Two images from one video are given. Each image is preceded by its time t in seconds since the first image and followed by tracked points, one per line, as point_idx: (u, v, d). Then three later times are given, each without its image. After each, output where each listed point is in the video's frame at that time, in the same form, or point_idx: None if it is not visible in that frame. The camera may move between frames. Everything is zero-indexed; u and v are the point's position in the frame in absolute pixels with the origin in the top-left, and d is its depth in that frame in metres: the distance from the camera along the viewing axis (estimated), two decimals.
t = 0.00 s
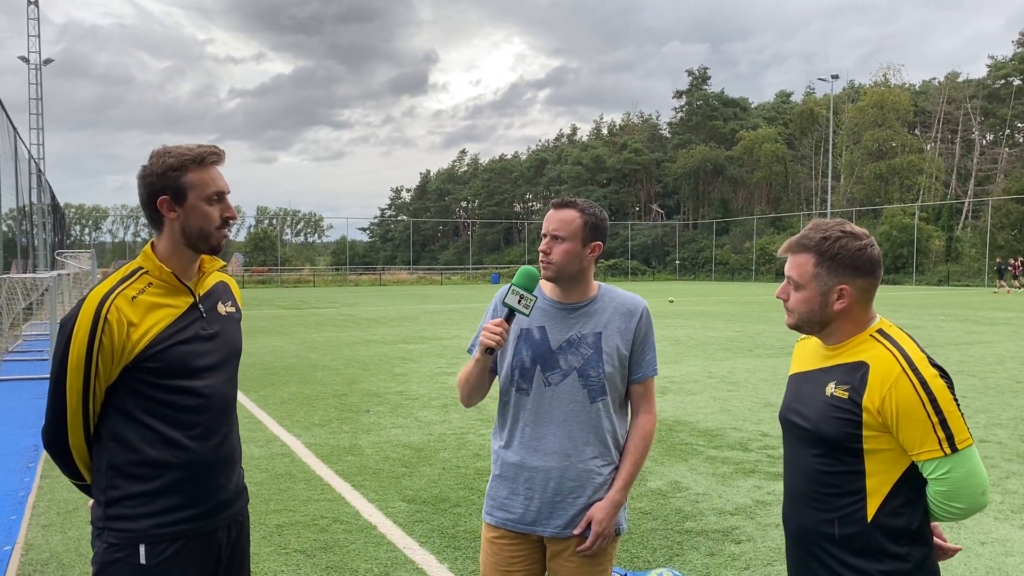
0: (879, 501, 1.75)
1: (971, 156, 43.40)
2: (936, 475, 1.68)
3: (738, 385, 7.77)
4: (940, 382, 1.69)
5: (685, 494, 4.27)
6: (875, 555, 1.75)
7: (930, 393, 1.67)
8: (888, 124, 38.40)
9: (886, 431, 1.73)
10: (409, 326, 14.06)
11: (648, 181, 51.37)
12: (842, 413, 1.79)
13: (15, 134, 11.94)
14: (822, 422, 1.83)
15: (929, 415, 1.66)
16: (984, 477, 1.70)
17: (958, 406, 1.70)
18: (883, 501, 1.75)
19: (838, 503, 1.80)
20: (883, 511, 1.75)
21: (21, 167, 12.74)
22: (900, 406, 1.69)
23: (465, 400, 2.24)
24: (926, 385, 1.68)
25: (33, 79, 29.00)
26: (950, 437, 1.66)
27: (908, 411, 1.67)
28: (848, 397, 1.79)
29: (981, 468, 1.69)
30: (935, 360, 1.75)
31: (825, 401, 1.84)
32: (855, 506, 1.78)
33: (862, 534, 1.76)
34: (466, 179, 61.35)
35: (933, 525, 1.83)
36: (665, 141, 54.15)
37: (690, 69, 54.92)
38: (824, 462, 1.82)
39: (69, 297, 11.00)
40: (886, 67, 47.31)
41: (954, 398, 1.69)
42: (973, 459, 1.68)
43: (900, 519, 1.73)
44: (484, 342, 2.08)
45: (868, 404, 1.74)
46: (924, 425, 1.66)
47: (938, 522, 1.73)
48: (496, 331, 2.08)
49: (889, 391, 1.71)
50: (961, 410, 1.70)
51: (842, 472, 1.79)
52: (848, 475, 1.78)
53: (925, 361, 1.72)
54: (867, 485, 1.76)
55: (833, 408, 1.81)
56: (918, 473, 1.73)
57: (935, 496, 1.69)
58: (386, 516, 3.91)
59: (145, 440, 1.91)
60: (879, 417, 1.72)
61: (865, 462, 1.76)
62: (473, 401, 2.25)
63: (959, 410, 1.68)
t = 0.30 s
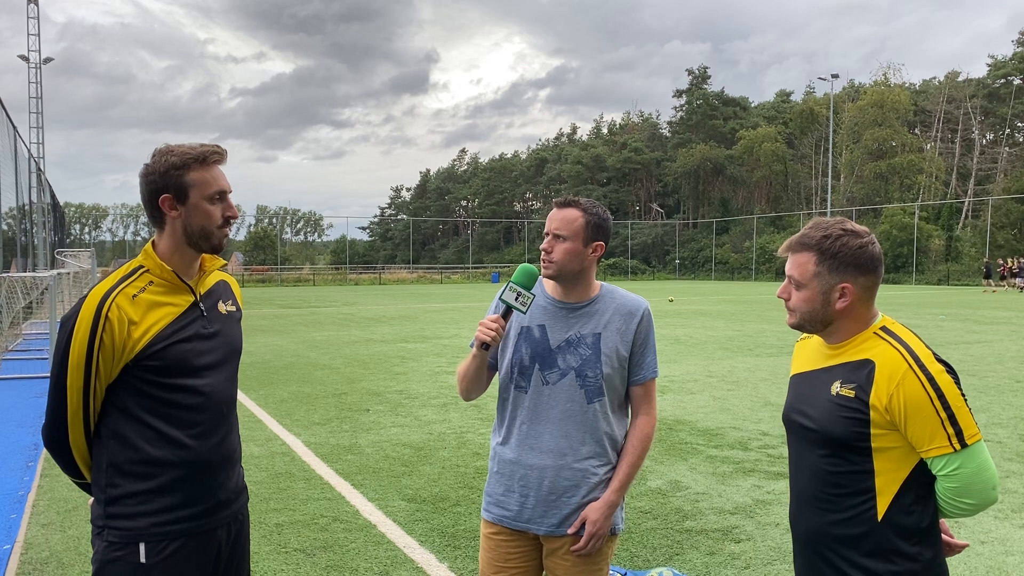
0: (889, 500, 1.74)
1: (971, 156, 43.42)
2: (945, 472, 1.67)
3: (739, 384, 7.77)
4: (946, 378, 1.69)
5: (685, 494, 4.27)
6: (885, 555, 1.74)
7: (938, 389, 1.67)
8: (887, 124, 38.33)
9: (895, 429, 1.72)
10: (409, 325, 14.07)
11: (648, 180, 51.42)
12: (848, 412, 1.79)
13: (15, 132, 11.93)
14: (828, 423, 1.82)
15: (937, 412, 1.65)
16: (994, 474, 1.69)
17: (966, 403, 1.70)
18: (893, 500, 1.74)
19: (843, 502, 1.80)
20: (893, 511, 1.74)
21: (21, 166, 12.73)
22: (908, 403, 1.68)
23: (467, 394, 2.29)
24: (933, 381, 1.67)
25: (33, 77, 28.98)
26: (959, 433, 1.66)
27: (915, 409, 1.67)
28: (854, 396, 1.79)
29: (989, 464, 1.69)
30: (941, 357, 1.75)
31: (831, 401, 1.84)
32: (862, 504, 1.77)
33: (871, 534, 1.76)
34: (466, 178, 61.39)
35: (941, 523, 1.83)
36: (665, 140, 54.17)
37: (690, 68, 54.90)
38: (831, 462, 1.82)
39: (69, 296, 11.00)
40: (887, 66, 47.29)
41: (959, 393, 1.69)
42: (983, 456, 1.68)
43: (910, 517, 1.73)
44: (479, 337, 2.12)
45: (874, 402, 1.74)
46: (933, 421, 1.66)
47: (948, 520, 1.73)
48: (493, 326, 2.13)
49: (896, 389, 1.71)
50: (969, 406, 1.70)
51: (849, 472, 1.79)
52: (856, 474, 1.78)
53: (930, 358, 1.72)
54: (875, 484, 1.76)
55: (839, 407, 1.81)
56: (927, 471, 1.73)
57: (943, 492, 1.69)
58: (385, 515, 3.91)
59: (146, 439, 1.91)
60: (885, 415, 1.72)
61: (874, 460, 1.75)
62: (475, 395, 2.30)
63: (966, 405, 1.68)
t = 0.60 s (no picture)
0: (908, 503, 1.74)
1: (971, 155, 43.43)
2: (965, 474, 1.67)
3: (739, 384, 7.77)
4: (967, 378, 1.69)
5: (685, 493, 4.28)
6: (903, 559, 1.74)
7: (958, 388, 1.67)
8: (887, 123, 38.27)
9: (912, 431, 1.72)
10: (409, 324, 14.05)
11: (647, 179, 51.42)
12: (866, 412, 1.78)
13: (15, 132, 11.94)
14: (846, 424, 1.82)
15: (958, 411, 1.65)
16: (1014, 474, 1.70)
17: (986, 403, 1.70)
18: (911, 503, 1.74)
19: (861, 505, 1.80)
20: (911, 514, 1.74)
21: (20, 165, 12.72)
22: (928, 404, 1.68)
23: (453, 396, 2.26)
24: (954, 380, 1.67)
25: (33, 75, 29.00)
26: (981, 434, 1.65)
27: (935, 409, 1.67)
28: (872, 397, 1.78)
29: (1009, 466, 1.69)
30: (960, 356, 1.75)
31: (848, 402, 1.83)
32: (880, 507, 1.77)
33: (891, 538, 1.75)
34: (466, 176, 61.35)
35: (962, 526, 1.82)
36: (665, 139, 54.13)
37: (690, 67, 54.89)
38: (847, 465, 1.82)
39: (69, 295, 11.01)
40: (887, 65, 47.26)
41: (981, 393, 1.68)
42: (1003, 457, 1.68)
43: (930, 520, 1.73)
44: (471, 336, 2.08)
45: (893, 403, 1.73)
46: (953, 422, 1.66)
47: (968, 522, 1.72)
48: (486, 325, 2.09)
49: (916, 388, 1.71)
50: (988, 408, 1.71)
51: (868, 475, 1.78)
52: (875, 477, 1.77)
53: (950, 357, 1.72)
54: (894, 487, 1.76)
55: (857, 408, 1.81)
56: (946, 472, 1.73)
57: (963, 494, 1.69)
58: (385, 514, 3.91)
59: (146, 438, 1.91)
60: (904, 416, 1.72)
61: (892, 462, 1.75)
62: (460, 397, 2.28)
63: (987, 405, 1.68)
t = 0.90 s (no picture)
0: (930, 513, 1.73)
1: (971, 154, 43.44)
2: (990, 485, 1.64)
3: (738, 383, 7.78)
4: (990, 386, 1.66)
5: (685, 492, 4.28)
6: (923, 568, 1.73)
7: (978, 396, 1.64)
8: (887, 123, 38.32)
9: (935, 439, 1.70)
10: (408, 323, 14.06)
11: (647, 178, 51.43)
12: (885, 420, 1.78)
13: (15, 131, 11.94)
14: (866, 431, 1.82)
15: (978, 421, 1.63)
16: None
17: (1012, 411, 1.67)
18: (934, 513, 1.73)
19: (884, 513, 1.79)
20: (934, 524, 1.73)
21: (21, 164, 12.73)
22: (947, 413, 1.66)
23: (433, 393, 2.32)
24: (975, 389, 1.64)
25: (33, 75, 29.01)
26: (1004, 444, 1.62)
27: (956, 418, 1.65)
28: (891, 403, 1.78)
29: None
30: (983, 362, 1.72)
31: (869, 408, 1.83)
32: (902, 515, 1.77)
33: (913, 547, 1.75)
34: (466, 176, 61.38)
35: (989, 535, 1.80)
36: (665, 138, 54.12)
37: (691, 67, 54.92)
38: (870, 473, 1.82)
39: (69, 295, 11.01)
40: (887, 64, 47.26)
41: (1006, 402, 1.65)
42: None
43: (953, 530, 1.71)
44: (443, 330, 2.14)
45: (911, 411, 1.73)
46: (975, 432, 1.63)
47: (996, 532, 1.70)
48: (459, 318, 2.15)
49: (936, 396, 1.69)
50: (1014, 416, 1.67)
51: (892, 482, 1.77)
52: (896, 485, 1.77)
53: (971, 363, 1.69)
54: (916, 495, 1.75)
55: (877, 416, 1.80)
56: (970, 481, 1.71)
57: (989, 505, 1.67)
58: (385, 513, 3.92)
59: (147, 438, 1.91)
60: (924, 424, 1.71)
61: (912, 471, 1.74)
62: (440, 393, 2.34)
63: (1011, 414, 1.65)
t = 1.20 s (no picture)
0: (926, 520, 1.74)
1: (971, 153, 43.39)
2: (982, 499, 1.63)
3: (738, 382, 7.79)
4: (981, 403, 1.63)
5: (684, 491, 4.28)
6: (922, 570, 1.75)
7: (966, 414, 1.63)
8: (888, 122, 38.30)
9: (928, 450, 1.70)
10: (408, 323, 14.06)
11: (647, 177, 51.38)
12: (883, 429, 1.79)
13: (15, 131, 11.93)
14: (865, 437, 1.84)
15: (965, 438, 1.62)
16: None
17: (1007, 430, 1.63)
18: (930, 521, 1.73)
19: (883, 517, 1.81)
20: (930, 530, 1.73)
21: (21, 163, 12.72)
22: (936, 428, 1.66)
23: (417, 393, 2.32)
24: (963, 406, 1.63)
25: (32, 74, 28.95)
26: (991, 462, 1.61)
27: (944, 432, 1.65)
28: (888, 414, 1.78)
29: None
30: (980, 376, 1.67)
31: (869, 414, 1.84)
32: (900, 519, 1.78)
33: (911, 551, 1.76)
34: (466, 175, 61.38)
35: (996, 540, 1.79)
36: (665, 137, 54.08)
37: (691, 66, 54.90)
38: (872, 475, 1.83)
39: (69, 294, 11.00)
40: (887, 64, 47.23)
41: (996, 418, 1.62)
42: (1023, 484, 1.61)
43: (948, 538, 1.71)
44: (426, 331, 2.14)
45: (905, 423, 1.73)
46: (962, 449, 1.63)
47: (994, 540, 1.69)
48: (441, 317, 2.15)
49: (925, 411, 1.68)
50: (1008, 434, 1.64)
51: (892, 487, 1.79)
52: (896, 490, 1.78)
53: (964, 378, 1.67)
54: (913, 502, 1.76)
55: (876, 423, 1.81)
56: (964, 493, 1.70)
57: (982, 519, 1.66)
58: (386, 513, 3.92)
59: (150, 437, 1.92)
60: (915, 436, 1.71)
61: (910, 478, 1.75)
62: (427, 393, 2.34)
63: (1002, 433, 1.62)
